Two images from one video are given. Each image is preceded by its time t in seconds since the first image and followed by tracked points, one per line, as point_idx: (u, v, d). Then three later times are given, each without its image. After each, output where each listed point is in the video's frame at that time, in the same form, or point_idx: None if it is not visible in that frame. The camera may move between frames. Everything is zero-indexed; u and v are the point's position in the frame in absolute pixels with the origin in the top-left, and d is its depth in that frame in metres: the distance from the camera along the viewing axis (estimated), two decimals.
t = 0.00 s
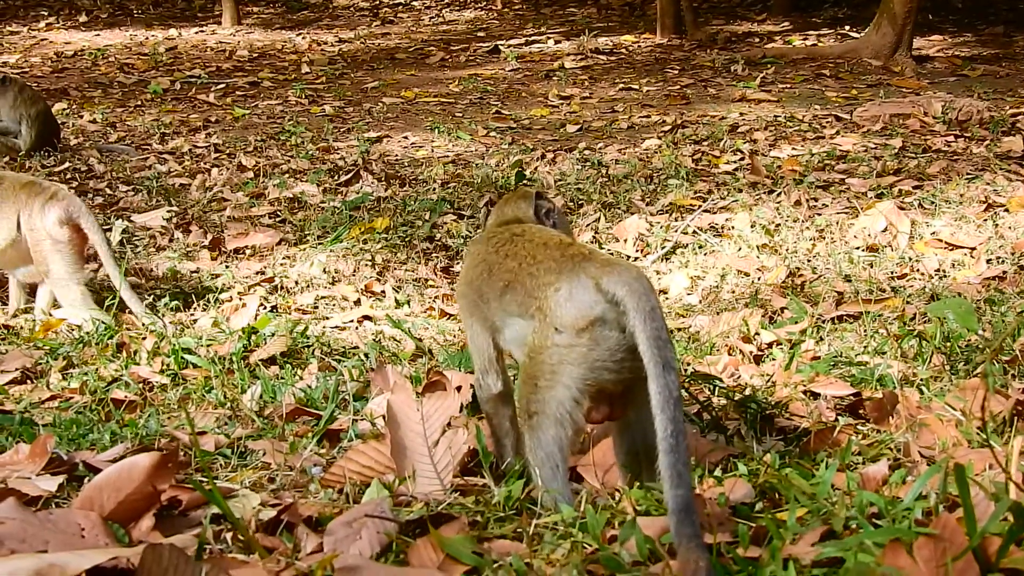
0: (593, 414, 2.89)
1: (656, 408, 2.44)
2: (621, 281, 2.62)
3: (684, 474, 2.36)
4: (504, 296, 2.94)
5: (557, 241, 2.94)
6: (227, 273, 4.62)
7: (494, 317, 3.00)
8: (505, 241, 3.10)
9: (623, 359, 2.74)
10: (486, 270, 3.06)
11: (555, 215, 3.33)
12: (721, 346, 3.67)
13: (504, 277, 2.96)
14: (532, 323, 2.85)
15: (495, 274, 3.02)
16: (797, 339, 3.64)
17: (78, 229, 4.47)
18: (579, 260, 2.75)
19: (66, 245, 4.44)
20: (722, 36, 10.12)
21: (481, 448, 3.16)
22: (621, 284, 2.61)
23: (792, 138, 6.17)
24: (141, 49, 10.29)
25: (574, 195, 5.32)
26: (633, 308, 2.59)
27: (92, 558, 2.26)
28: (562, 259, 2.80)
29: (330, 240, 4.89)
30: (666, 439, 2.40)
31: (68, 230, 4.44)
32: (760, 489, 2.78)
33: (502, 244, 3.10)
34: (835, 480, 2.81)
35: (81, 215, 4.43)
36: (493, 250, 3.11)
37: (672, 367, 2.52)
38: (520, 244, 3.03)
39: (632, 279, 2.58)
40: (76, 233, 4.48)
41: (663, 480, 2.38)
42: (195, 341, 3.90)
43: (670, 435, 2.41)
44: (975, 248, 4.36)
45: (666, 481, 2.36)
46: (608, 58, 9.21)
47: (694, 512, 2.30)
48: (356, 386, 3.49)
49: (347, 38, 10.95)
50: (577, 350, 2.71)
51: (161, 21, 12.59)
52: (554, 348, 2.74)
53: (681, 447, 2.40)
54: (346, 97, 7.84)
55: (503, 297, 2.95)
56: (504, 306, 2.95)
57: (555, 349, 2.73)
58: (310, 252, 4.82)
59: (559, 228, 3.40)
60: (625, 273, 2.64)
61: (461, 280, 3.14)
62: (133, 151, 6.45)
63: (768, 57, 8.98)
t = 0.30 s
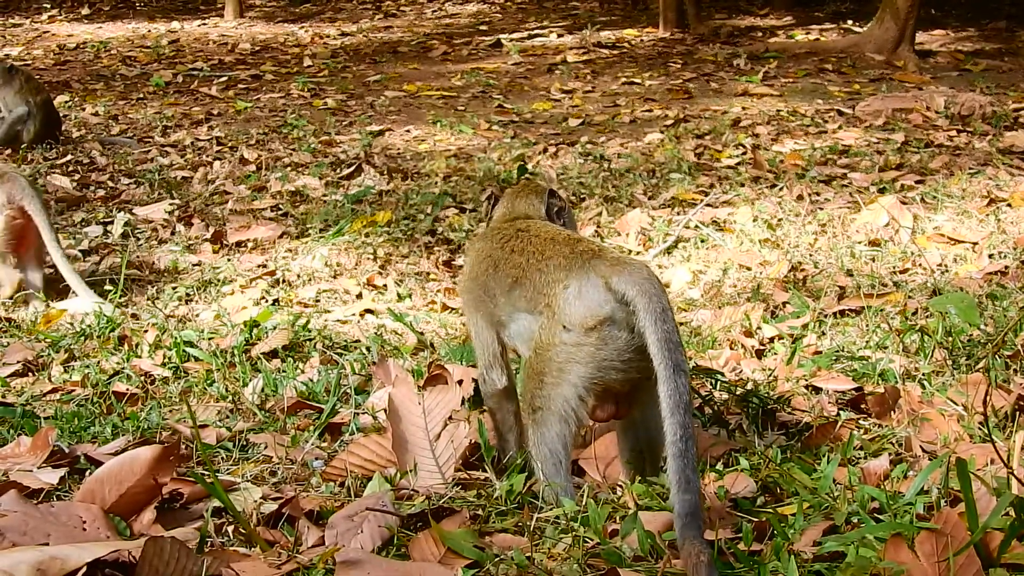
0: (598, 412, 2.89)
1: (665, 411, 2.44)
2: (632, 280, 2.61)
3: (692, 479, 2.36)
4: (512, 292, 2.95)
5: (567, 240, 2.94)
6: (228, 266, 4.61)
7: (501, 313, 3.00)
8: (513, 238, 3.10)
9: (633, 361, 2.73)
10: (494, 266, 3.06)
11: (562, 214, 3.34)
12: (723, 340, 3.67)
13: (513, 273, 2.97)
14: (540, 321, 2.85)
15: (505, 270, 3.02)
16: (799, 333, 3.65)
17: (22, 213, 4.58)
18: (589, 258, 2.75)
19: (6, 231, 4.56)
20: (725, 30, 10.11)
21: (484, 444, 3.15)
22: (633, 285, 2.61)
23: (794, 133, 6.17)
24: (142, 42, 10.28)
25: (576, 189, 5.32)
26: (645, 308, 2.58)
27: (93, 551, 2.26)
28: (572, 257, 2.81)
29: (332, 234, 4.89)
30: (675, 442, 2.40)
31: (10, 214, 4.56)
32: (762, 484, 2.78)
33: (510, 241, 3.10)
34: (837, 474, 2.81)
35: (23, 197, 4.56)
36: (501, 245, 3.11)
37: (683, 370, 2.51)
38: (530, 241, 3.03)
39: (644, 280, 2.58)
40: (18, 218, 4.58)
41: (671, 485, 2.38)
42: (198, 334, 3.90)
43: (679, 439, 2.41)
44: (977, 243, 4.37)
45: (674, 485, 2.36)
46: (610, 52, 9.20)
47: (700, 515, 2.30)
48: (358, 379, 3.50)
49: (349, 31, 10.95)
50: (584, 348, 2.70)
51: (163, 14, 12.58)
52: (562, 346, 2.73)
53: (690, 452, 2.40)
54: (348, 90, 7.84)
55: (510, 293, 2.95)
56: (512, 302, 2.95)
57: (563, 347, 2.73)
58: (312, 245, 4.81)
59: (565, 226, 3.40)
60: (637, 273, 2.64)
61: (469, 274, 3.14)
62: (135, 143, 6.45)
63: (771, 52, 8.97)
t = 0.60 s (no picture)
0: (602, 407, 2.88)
1: (670, 406, 2.43)
2: (638, 275, 2.60)
3: (694, 473, 2.35)
4: (517, 288, 2.94)
5: (572, 235, 2.93)
6: (229, 261, 4.61)
7: (504, 309, 2.99)
8: (517, 233, 3.09)
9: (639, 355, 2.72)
10: (498, 261, 3.05)
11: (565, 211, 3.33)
12: (724, 336, 3.67)
13: (519, 269, 2.96)
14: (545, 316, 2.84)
15: (509, 265, 3.01)
16: (801, 328, 3.65)
17: None
18: (595, 253, 2.74)
19: None
20: (727, 26, 10.10)
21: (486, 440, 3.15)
22: (639, 279, 2.60)
23: (796, 129, 6.17)
24: (144, 37, 10.28)
25: (577, 184, 5.32)
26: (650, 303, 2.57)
27: (93, 545, 2.26)
28: (578, 252, 2.80)
29: (333, 229, 4.89)
30: (677, 437, 2.39)
31: None
32: (763, 480, 2.78)
33: (514, 237, 3.09)
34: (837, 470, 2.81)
35: None
36: (506, 240, 3.10)
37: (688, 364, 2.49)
38: (535, 237, 3.02)
39: (651, 275, 2.57)
40: None
41: (673, 479, 2.36)
42: (199, 329, 3.90)
43: (682, 434, 2.39)
44: (978, 238, 4.36)
45: (676, 480, 2.35)
46: (611, 48, 9.20)
47: (702, 511, 2.29)
48: (359, 375, 3.50)
49: (351, 27, 10.95)
50: (590, 343, 2.69)
51: (165, 9, 12.58)
52: (567, 340, 2.73)
53: (692, 447, 2.39)
54: (350, 86, 7.84)
55: (515, 289, 2.94)
56: (517, 297, 2.94)
57: (568, 342, 2.72)
58: (313, 240, 4.81)
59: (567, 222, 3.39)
60: (642, 267, 2.62)
61: (472, 270, 3.13)
62: (136, 139, 6.46)
63: (773, 48, 8.97)
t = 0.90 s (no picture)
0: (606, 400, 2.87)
1: (673, 395, 2.43)
2: (643, 266, 2.62)
3: (694, 462, 2.35)
4: (520, 282, 2.95)
5: (576, 230, 2.95)
6: (228, 260, 4.61)
7: (506, 304, 3.00)
8: (520, 231, 3.11)
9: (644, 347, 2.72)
10: (502, 257, 3.06)
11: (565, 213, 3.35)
12: (723, 334, 3.67)
13: (524, 263, 2.96)
14: (549, 308, 2.84)
15: (513, 261, 3.02)
16: (799, 326, 3.65)
17: None
18: (600, 245, 2.76)
19: None
20: (726, 25, 10.09)
21: (486, 437, 3.15)
22: (643, 269, 2.61)
23: (795, 127, 6.17)
24: (142, 36, 10.26)
25: (576, 181, 5.32)
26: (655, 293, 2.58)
27: (93, 543, 2.26)
28: (584, 245, 2.81)
29: (332, 227, 4.89)
30: (677, 427, 2.39)
31: None
32: (762, 478, 2.78)
33: (517, 234, 3.11)
34: (837, 468, 2.81)
35: None
36: (509, 237, 3.12)
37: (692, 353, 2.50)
38: (539, 233, 3.04)
39: (655, 266, 2.59)
40: None
41: (673, 468, 2.36)
42: (198, 328, 3.90)
43: (682, 423, 2.40)
44: (977, 236, 4.37)
45: (676, 469, 2.34)
46: (610, 47, 9.19)
47: (701, 500, 2.28)
48: (358, 374, 3.50)
49: (349, 25, 10.93)
50: (596, 334, 2.70)
51: (162, 7, 12.56)
52: (573, 331, 2.73)
53: (692, 435, 2.39)
54: (349, 84, 7.83)
55: (518, 284, 2.95)
56: (521, 292, 2.94)
57: (574, 332, 2.72)
58: (312, 239, 4.81)
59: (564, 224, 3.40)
60: (646, 258, 2.64)
61: (476, 266, 3.13)
62: (135, 138, 6.45)
63: (772, 46, 8.96)
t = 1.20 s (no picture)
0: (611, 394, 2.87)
1: (672, 387, 2.43)
2: (644, 260, 2.62)
3: (690, 453, 2.35)
4: (527, 278, 2.96)
5: (582, 225, 2.96)
6: (228, 259, 4.61)
7: (514, 300, 3.01)
8: (529, 227, 3.13)
9: (647, 340, 2.72)
10: (509, 253, 3.08)
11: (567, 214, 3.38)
12: (722, 333, 3.68)
13: (531, 260, 2.98)
14: (555, 303, 2.85)
15: (520, 258, 3.03)
16: (798, 325, 3.65)
17: None
18: (604, 239, 2.77)
19: None
20: (725, 23, 10.08)
21: (487, 435, 3.15)
22: (644, 263, 2.62)
23: (794, 125, 6.17)
24: (139, 35, 10.24)
25: (576, 180, 5.32)
26: (656, 286, 2.59)
27: (95, 544, 2.26)
28: (588, 240, 2.82)
29: (332, 227, 4.89)
30: (675, 418, 2.40)
31: None
32: (761, 476, 2.78)
33: (525, 231, 3.13)
34: (836, 468, 2.81)
35: None
36: (517, 235, 3.13)
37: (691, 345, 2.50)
38: (547, 230, 3.05)
39: (655, 259, 2.59)
40: None
41: (669, 461, 2.37)
42: (197, 328, 3.90)
43: (679, 416, 2.40)
44: (976, 235, 4.37)
45: (671, 460, 2.35)
46: (609, 46, 9.18)
47: (697, 492, 2.29)
48: (358, 373, 3.51)
49: (348, 25, 10.90)
50: (597, 326, 2.70)
51: (160, 7, 12.54)
52: (576, 324, 2.74)
53: (688, 427, 2.40)
54: (347, 84, 7.83)
55: (525, 280, 2.97)
56: (528, 288, 2.96)
57: (577, 325, 2.72)
58: (311, 238, 4.81)
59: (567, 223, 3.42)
60: (648, 252, 2.65)
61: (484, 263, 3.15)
62: (134, 137, 6.45)
63: (771, 44, 8.96)
